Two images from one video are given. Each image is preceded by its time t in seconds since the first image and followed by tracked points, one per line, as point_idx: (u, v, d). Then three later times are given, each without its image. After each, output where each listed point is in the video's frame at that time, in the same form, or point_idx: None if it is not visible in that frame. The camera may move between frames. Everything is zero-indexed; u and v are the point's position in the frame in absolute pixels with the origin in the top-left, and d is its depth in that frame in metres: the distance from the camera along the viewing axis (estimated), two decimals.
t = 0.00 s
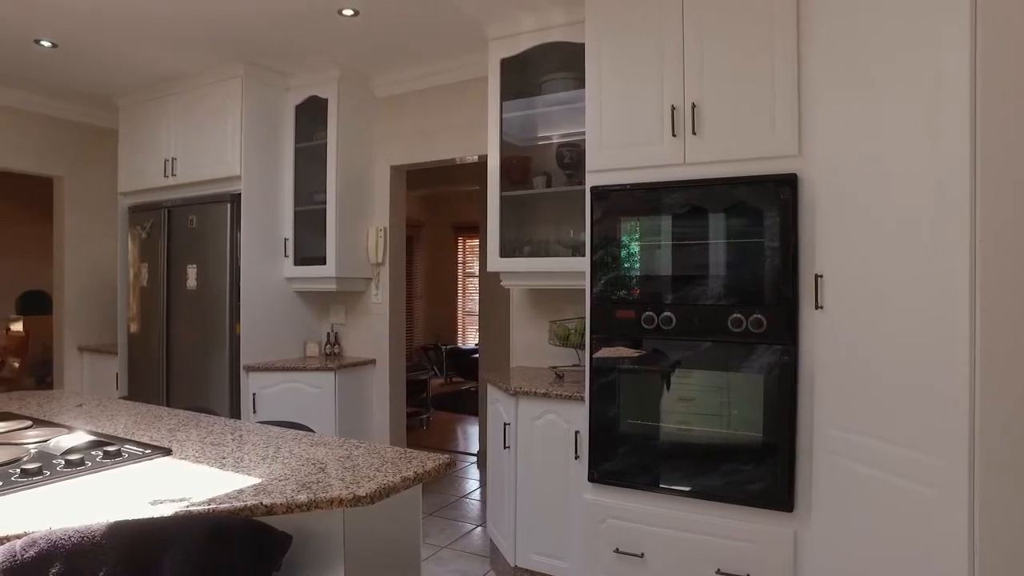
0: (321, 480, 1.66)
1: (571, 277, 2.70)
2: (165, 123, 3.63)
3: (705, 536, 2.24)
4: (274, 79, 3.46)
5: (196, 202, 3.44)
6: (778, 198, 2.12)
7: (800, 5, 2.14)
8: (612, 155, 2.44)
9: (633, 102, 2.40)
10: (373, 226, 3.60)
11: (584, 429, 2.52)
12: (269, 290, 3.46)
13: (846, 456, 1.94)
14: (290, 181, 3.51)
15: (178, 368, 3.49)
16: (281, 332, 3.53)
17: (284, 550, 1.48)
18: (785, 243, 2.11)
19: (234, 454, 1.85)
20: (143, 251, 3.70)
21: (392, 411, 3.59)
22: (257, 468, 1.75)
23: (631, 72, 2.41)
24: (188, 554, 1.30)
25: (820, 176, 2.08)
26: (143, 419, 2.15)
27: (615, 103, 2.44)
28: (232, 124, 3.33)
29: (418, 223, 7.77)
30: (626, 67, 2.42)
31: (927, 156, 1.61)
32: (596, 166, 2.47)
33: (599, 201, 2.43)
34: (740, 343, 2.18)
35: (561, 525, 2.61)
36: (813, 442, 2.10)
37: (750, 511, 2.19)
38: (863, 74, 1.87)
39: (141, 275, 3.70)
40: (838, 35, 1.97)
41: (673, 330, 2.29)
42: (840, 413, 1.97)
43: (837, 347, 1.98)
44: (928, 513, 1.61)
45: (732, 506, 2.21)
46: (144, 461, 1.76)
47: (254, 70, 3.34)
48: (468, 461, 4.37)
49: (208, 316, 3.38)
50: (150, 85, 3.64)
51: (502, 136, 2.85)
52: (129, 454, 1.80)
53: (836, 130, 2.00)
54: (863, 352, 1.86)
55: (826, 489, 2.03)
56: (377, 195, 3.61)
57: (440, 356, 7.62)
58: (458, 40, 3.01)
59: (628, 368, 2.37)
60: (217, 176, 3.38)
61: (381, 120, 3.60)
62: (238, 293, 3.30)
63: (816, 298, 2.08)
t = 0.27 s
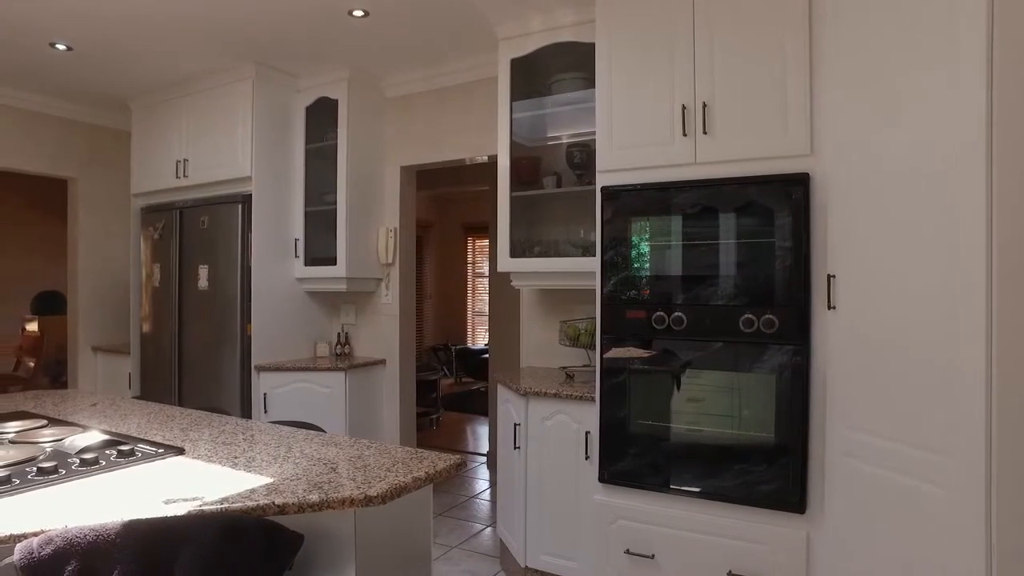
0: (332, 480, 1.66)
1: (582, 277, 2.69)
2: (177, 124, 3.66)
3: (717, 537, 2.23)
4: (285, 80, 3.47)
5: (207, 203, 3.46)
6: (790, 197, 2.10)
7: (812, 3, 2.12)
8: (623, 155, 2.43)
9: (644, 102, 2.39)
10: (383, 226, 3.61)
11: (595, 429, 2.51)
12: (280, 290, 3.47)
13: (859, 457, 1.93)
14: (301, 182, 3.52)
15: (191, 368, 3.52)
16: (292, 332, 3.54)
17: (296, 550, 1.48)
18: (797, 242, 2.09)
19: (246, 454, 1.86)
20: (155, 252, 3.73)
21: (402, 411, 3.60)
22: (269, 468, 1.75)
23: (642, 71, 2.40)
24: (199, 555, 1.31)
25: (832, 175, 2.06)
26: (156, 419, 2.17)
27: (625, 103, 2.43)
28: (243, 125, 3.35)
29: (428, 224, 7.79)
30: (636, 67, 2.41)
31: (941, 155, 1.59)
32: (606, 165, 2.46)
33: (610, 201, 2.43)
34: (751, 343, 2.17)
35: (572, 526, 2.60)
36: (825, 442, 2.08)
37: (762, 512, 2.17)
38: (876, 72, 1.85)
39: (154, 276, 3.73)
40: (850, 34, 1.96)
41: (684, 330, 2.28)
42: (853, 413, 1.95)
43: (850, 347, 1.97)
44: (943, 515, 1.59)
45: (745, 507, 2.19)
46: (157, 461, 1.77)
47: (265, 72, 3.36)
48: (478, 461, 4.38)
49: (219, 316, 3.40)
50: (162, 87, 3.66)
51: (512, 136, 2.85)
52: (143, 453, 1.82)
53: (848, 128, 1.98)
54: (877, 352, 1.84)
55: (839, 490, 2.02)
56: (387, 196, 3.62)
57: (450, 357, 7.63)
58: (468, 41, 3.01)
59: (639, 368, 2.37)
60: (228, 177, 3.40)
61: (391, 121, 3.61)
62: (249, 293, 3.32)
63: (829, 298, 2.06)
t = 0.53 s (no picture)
0: (345, 480, 1.66)
1: (593, 277, 2.69)
2: (190, 125, 3.68)
3: (730, 539, 2.21)
4: (297, 81, 3.49)
5: (220, 203, 3.48)
6: (804, 197, 2.09)
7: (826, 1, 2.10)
8: (634, 154, 2.42)
9: (655, 101, 2.39)
10: (394, 227, 3.62)
11: (606, 430, 2.51)
12: (292, 291, 3.49)
13: (872, 458, 1.91)
14: (312, 182, 3.53)
15: (203, 367, 3.54)
16: (303, 332, 3.56)
17: (308, 549, 1.49)
18: (810, 242, 2.08)
19: (258, 453, 1.87)
20: (169, 252, 3.76)
21: (413, 412, 3.61)
22: (282, 467, 1.76)
23: (653, 70, 2.39)
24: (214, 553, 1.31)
25: (846, 174, 2.04)
26: (169, 418, 2.18)
27: (637, 102, 2.42)
28: (255, 126, 3.37)
29: (440, 224, 7.80)
30: (647, 66, 2.40)
31: (956, 153, 1.58)
32: (618, 165, 2.45)
33: (621, 200, 2.42)
34: (764, 344, 2.16)
35: (583, 526, 2.60)
36: (839, 444, 2.07)
37: (774, 514, 2.16)
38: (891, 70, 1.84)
39: (167, 276, 3.76)
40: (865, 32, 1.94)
41: (696, 330, 2.27)
42: (867, 414, 1.93)
43: (864, 348, 1.95)
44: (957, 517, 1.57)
45: (758, 508, 2.18)
46: (171, 459, 1.78)
47: (277, 73, 3.37)
48: (488, 461, 4.38)
49: (232, 316, 3.42)
50: (175, 89, 3.69)
51: (522, 136, 2.85)
52: (157, 452, 1.83)
53: (862, 127, 1.96)
54: (891, 353, 1.83)
55: (852, 492, 2.00)
56: (398, 196, 3.63)
57: (461, 357, 7.63)
58: (478, 41, 3.01)
59: (650, 369, 2.36)
60: (240, 178, 3.42)
61: (402, 121, 3.62)
62: (261, 293, 3.33)
63: (842, 298, 2.04)
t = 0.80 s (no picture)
0: (359, 479, 1.67)
1: (606, 277, 2.68)
2: (204, 127, 3.71)
3: (744, 540, 2.20)
4: (310, 82, 3.50)
5: (234, 205, 3.50)
6: (819, 196, 2.07)
7: None
8: (647, 154, 2.41)
9: (668, 101, 2.38)
10: (406, 227, 3.62)
11: (620, 430, 2.50)
12: (305, 291, 3.50)
13: (888, 460, 1.89)
14: (325, 183, 3.55)
15: (217, 367, 3.56)
16: (316, 332, 3.57)
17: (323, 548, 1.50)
18: (825, 241, 2.06)
19: (273, 453, 1.88)
20: (183, 253, 3.78)
21: (426, 412, 3.61)
22: (296, 466, 1.77)
23: (666, 69, 2.38)
24: (230, 551, 1.32)
25: (861, 173, 2.02)
26: (185, 417, 2.19)
27: (650, 102, 2.41)
28: (269, 127, 3.39)
29: (451, 225, 7.82)
30: (660, 65, 2.39)
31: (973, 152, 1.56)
32: (631, 165, 2.45)
33: (634, 200, 2.41)
34: (779, 344, 2.14)
35: (596, 527, 2.59)
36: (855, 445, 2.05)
37: (789, 515, 2.14)
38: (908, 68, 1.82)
39: (181, 277, 3.78)
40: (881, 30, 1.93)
41: (710, 330, 2.26)
42: (883, 415, 1.92)
43: (880, 348, 1.93)
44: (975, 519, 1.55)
45: (774, 510, 2.16)
46: (187, 458, 1.79)
47: (290, 74, 3.39)
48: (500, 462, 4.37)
49: (245, 316, 3.44)
50: (189, 91, 3.72)
51: (534, 137, 2.85)
52: (173, 451, 1.84)
53: (879, 125, 1.95)
54: (908, 353, 1.81)
55: (868, 493, 1.98)
56: (410, 197, 3.64)
57: (472, 357, 7.64)
58: (491, 41, 3.01)
59: (663, 369, 2.35)
60: (253, 179, 3.44)
61: (414, 122, 3.62)
62: (274, 294, 3.35)
63: (858, 298, 2.02)
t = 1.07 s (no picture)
0: (376, 479, 1.67)
1: (621, 277, 2.67)
2: (219, 128, 3.73)
3: (761, 543, 2.18)
4: (323, 83, 3.51)
5: (248, 205, 3.52)
6: (836, 195, 2.05)
7: None
8: (662, 153, 2.40)
9: (683, 100, 2.37)
10: (420, 228, 3.63)
11: (634, 431, 2.49)
12: (319, 291, 3.52)
13: (907, 462, 1.87)
14: (339, 184, 3.56)
15: (232, 367, 3.58)
16: (330, 332, 3.59)
17: (340, 548, 1.50)
18: (842, 241, 2.04)
19: (289, 452, 1.89)
20: (198, 253, 3.81)
21: (439, 412, 3.61)
22: (312, 466, 1.78)
23: (681, 69, 2.37)
24: (250, 549, 1.33)
25: (879, 172, 2.00)
26: (201, 416, 2.21)
27: (664, 102, 2.41)
28: (283, 127, 3.40)
29: (463, 225, 7.83)
30: (674, 65, 2.38)
31: (992, 151, 1.54)
32: (645, 165, 2.44)
33: (648, 200, 2.41)
34: (795, 345, 2.12)
35: (610, 528, 2.58)
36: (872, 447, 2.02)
37: (807, 518, 2.12)
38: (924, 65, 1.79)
39: (196, 277, 3.81)
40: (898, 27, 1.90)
41: (725, 331, 2.25)
42: (902, 417, 1.89)
43: (899, 349, 1.91)
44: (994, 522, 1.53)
45: (790, 513, 2.14)
46: (204, 458, 1.80)
47: (303, 75, 3.40)
48: (514, 462, 4.38)
49: (259, 316, 3.46)
50: (205, 93, 3.74)
51: (547, 137, 2.85)
52: (191, 449, 1.86)
53: (897, 124, 1.92)
54: (926, 354, 1.79)
55: (887, 496, 1.96)
56: (424, 197, 3.64)
57: (485, 357, 7.64)
58: (504, 41, 3.01)
59: (677, 369, 2.34)
60: (268, 180, 3.46)
61: (427, 122, 3.63)
62: (288, 294, 3.37)
63: (876, 299, 2.00)
